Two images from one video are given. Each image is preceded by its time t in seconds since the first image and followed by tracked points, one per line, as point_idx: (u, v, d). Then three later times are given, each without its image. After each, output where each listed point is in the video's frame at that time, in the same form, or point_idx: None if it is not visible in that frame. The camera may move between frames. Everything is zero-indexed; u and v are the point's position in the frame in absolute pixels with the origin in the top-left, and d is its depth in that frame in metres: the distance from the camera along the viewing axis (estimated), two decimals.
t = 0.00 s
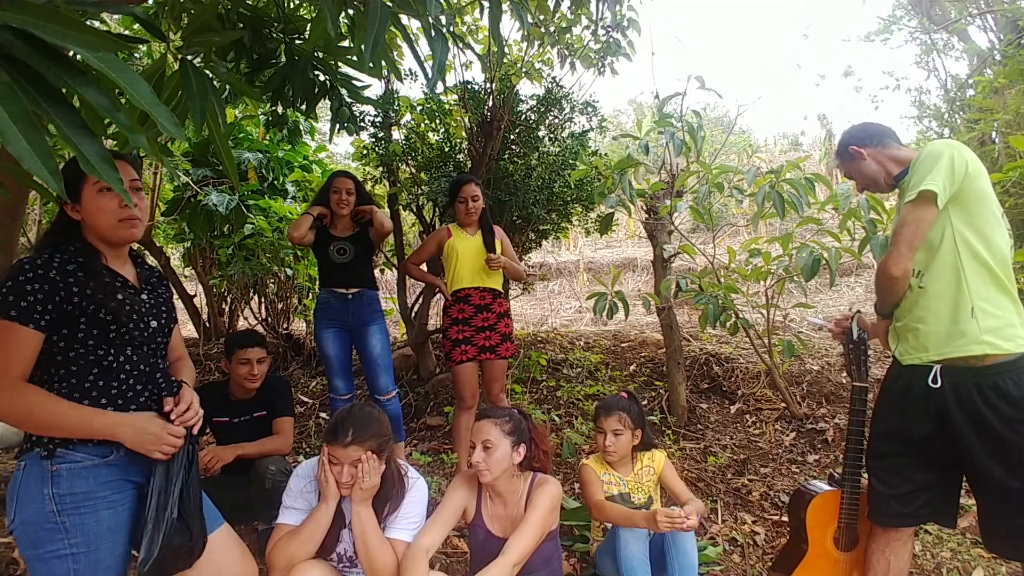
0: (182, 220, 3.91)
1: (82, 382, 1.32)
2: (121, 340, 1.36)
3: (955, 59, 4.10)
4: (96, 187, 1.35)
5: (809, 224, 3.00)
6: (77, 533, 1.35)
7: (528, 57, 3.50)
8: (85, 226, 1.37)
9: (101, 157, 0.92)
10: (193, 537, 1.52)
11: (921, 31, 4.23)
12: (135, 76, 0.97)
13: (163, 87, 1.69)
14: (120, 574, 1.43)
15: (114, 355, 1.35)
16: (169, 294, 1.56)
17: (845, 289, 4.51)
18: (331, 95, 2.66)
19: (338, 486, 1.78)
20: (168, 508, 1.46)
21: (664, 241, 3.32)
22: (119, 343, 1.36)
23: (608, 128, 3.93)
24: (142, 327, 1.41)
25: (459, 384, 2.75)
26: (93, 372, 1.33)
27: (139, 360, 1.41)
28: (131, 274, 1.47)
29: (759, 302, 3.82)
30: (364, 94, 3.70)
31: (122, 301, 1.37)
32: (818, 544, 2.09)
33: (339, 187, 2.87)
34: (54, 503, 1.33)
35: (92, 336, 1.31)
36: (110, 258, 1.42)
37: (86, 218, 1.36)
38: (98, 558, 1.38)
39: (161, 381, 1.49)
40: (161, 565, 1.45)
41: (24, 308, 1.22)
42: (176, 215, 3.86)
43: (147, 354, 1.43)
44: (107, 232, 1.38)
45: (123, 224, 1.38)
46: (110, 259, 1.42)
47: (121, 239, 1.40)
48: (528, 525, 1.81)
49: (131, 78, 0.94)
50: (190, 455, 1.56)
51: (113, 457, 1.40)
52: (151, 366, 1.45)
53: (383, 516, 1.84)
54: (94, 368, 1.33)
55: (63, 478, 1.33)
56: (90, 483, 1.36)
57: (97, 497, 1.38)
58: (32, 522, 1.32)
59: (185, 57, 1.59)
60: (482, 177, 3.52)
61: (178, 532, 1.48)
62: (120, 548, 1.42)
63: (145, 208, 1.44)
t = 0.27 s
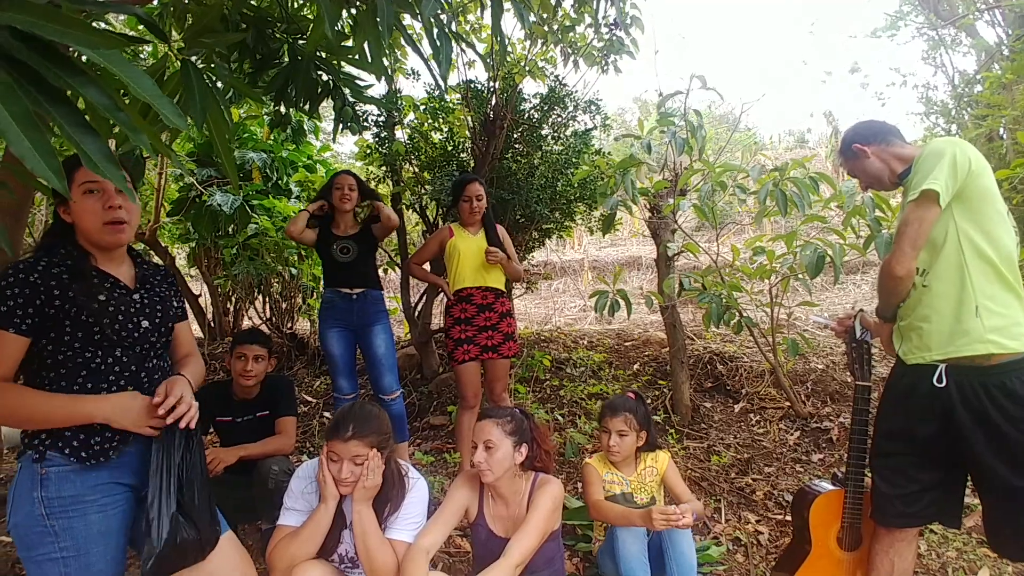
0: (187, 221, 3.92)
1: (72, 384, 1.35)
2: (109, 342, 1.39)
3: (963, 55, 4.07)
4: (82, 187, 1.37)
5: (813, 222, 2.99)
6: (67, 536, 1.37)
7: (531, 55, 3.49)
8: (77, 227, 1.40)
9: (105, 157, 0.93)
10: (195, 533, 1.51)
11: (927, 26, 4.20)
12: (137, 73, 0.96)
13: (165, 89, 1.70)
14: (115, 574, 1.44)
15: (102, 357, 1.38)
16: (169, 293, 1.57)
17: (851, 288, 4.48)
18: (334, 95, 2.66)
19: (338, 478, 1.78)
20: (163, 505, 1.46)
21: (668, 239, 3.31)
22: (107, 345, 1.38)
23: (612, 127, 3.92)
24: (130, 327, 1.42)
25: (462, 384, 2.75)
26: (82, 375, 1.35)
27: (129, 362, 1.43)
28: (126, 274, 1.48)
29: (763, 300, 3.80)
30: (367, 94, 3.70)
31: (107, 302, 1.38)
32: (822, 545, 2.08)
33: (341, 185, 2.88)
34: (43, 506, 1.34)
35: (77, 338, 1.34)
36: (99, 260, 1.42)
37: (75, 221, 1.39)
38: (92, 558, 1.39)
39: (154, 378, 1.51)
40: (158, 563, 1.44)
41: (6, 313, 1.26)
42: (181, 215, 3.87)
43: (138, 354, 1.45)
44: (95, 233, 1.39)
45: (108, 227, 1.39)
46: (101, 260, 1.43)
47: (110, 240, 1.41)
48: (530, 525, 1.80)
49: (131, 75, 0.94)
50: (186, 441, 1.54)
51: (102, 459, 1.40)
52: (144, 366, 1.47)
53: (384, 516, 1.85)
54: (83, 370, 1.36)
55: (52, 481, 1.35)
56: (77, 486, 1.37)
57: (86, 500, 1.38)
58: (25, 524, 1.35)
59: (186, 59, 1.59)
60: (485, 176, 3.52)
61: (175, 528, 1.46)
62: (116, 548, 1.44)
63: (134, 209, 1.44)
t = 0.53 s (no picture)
0: (191, 221, 3.93)
1: (65, 386, 1.36)
2: (100, 343, 1.38)
3: (971, 50, 4.02)
4: (76, 191, 1.37)
5: (818, 220, 2.97)
6: (61, 538, 1.38)
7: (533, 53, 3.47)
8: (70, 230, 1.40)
9: (90, 160, 0.91)
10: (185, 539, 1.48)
11: (935, 21, 4.15)
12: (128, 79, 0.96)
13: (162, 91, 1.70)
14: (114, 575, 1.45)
15: (92, 358, 1.38)
16: (166, 294, 1.56)
17: (857, 286, 4.44)
18: (336, 94, 2.64)
19: (334, 469, 1.78)
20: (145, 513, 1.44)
21: (671, 238, 3.30)
22: (98, 346, 1.38)
23: (615, 125, 3.90)
24: (123, 328, 1.42)
25: (463, 384, 2.74)
26: (73, 377, 1.36)
27: (121, 362, 1.42)
28: (121, 276, 1.47)
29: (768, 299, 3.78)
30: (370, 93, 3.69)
31: (97, 303, 1.38)
32: (824, 547, 2.07)
33: (339, 185, 2.88)
34: (36, 509, 1.36)
35: (68, 341, 1.35)
36: (93, 263, 1.43)
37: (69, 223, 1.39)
38: (86, 560, 1.40)
39: (152, 379, 1.50)
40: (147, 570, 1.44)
41: None
42: (185, 215, 3.88)
43: (132, 355, 1.44)
44: (87, 237, 1.39)
45: (101, 230, 1.39)
46: (94, 262, 1.43)
47: (103, 244, 1.41)
48: (529, 527, 1.79)
49: (123, 80, 0.95)
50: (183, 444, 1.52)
51: (95, 460, 1.40)
52: (139, 367, 1.46)
53: (382, 517, 1.84)
54: (74, 372, 1.36)
55: (44, 484, 1.36)
56: (69, 488, 1.38)
57: (79, 503, 1.39)
58: (21, 525, 1.37)
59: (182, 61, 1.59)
60: (487, 175, 3.50)
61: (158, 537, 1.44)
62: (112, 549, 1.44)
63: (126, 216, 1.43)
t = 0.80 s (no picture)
0: (198, 221, 3.95)
1: (65, 386, 1.36)
2: (99, 343, 1.39)
3: (982, 45, 3.97)
4: (107, 194, 1.40)
5: (823, 219, 2.94)
6: (65, 537, 1.39)
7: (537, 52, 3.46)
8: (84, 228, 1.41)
9: (75, 165, 0.94)
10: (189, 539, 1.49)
11: (945, 17, 4.10)
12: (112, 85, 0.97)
13: (161, 92, 1.71)
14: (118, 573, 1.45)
15: (92, 357, 1.38)
16: (164, 293, 1.57)
17: (866, 285, 4.40)
18: (339, 95, 2.64)
19: (335, 463, 1.79)
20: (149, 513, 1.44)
21: (675, 237, 3.29)
22: (97, 346, 1.39)
23: (620, 123, 3.88)
24: (121, 328, 1.42)
25: (466, 384, 2.74)
26: (73, 378, 1.37)
27: (121, 361, 1.43)
28: (119, 276, 1.48)
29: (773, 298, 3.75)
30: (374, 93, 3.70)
31: (96, 304, 1.39)
32: (827, 549, 2.05)
33: (340, 183, 2.90)
34: (40, 508, 1.37)
35: (66, 342, 1.35)
36: (94, 263, 1.44)
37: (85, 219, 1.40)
38: (89, 559, 1.41)
39: (151, 379, 1.51)
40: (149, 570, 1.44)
41: None
42: (193, 216, 3.90)
43: (131, 355, 1.45)
44: (106, 239, 1.41)
45: (124, 233, 1.42)
46: (94, 263, 1.44)
47: (118, 248, 1.44)
48: (528, 527, 1.79)
49: (105, 86, 0.95)
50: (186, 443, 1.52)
51: (99, 459, 1.41)
52: (138, 366, 1.47)
53: (382, 514, 1.84)
54: (75, 372, 1.37)
55: (47, 483, 1.36)
56: (72, 487, 1.38)
57: (82, 502, 1.39)
58: (25, 524, 1.38)
59: (181, 66, 1.60)
60: (491, 175, 3.50)
61: (162, 537, 1.44)
62: (115, 548, 1.45)
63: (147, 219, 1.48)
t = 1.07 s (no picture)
0: (204, 223, 3.97)
1: (68, 389, 1.36)
2: (102, 346, 1.39)
3: (991, 44, 3.93)
4: (129, 201, 1.41)
5: (829, 219, 2.92)
6: (68, 540, 1.39)
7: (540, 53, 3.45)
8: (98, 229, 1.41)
9: (67, 173, 0.95)
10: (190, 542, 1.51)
11: (954, 15, 4.07)
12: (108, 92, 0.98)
13: (162, 96, 1.71)
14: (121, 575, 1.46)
15: (95, 361, 1.38)
16: (164, 297, 1.58)
17: (873, 286, 4.37)
18: (343, 97, 2.64)
19: (336, 474, 1.78)
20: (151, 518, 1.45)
21: (679, 238, 3.28)
22: (99, 349, 1.39)
23: (625, 124, 3.87)
24: (123, 331, 1.43)
25: (469, 386, 2.74)
26: (76, 381, 1.37)
27: (123, 364, 1.43)
28: (120, 279, 1.49)
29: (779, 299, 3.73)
30: (378, 95, 3.70)
31: (100, 308, 1.39)
32: (830, 554, 2.03)
33: (342, 184, 2.91)
34: (43, 510, 1.37)
35: (69, 344, 1.35)
36: (97, 266, 1.44)
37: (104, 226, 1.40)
38: (93, 561, 1.42)
39: (155, 382, 1.52)
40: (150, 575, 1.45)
41: None
42: (199, 218, 3.92)
43: (133, 357, 1.45)
44: (120, 245, 1.43)
45: (134, 241, 1.43)
46: (96, 266, 1.44)
47: (128, 255, 1.46)
48: (530, 530, 1.78)
49: (101, 90, 0.97)
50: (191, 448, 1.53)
51: (102, 462, 1.41)
52: (141, 369, 1.48)
53: (383, 520, 1.84)
54: (77, 376, 1.37)
55: (51, 485, 1.36)
56: (75, 490, 1.38)
57: (86, 505, 1.40)
58: (29, 526, 1.38)
59: (180, 68, 1.60)
60: (494, 177, 3.50)
61: (163, 542, 1.46)
62: (119, 551, 1.45)
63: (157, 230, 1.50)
